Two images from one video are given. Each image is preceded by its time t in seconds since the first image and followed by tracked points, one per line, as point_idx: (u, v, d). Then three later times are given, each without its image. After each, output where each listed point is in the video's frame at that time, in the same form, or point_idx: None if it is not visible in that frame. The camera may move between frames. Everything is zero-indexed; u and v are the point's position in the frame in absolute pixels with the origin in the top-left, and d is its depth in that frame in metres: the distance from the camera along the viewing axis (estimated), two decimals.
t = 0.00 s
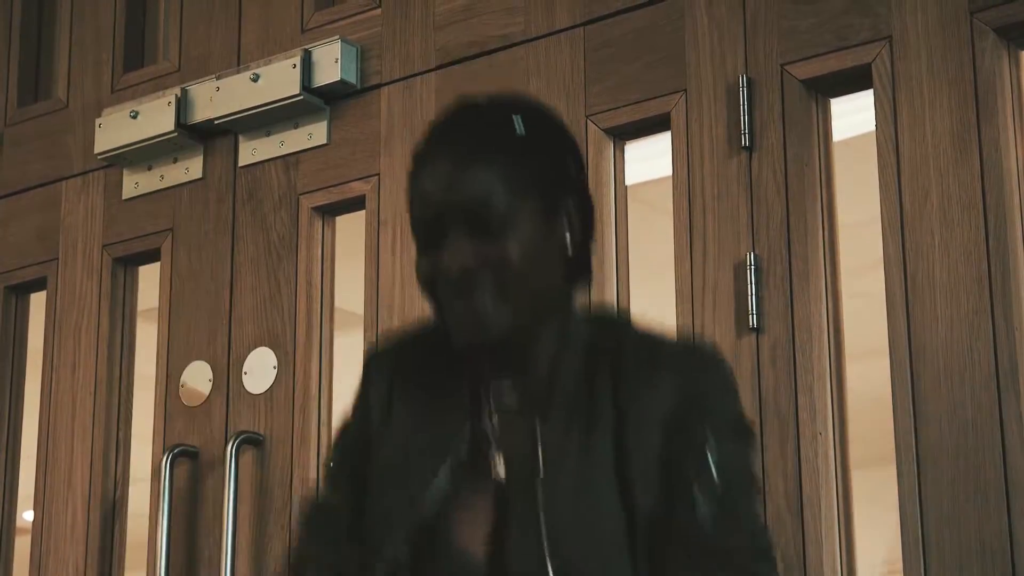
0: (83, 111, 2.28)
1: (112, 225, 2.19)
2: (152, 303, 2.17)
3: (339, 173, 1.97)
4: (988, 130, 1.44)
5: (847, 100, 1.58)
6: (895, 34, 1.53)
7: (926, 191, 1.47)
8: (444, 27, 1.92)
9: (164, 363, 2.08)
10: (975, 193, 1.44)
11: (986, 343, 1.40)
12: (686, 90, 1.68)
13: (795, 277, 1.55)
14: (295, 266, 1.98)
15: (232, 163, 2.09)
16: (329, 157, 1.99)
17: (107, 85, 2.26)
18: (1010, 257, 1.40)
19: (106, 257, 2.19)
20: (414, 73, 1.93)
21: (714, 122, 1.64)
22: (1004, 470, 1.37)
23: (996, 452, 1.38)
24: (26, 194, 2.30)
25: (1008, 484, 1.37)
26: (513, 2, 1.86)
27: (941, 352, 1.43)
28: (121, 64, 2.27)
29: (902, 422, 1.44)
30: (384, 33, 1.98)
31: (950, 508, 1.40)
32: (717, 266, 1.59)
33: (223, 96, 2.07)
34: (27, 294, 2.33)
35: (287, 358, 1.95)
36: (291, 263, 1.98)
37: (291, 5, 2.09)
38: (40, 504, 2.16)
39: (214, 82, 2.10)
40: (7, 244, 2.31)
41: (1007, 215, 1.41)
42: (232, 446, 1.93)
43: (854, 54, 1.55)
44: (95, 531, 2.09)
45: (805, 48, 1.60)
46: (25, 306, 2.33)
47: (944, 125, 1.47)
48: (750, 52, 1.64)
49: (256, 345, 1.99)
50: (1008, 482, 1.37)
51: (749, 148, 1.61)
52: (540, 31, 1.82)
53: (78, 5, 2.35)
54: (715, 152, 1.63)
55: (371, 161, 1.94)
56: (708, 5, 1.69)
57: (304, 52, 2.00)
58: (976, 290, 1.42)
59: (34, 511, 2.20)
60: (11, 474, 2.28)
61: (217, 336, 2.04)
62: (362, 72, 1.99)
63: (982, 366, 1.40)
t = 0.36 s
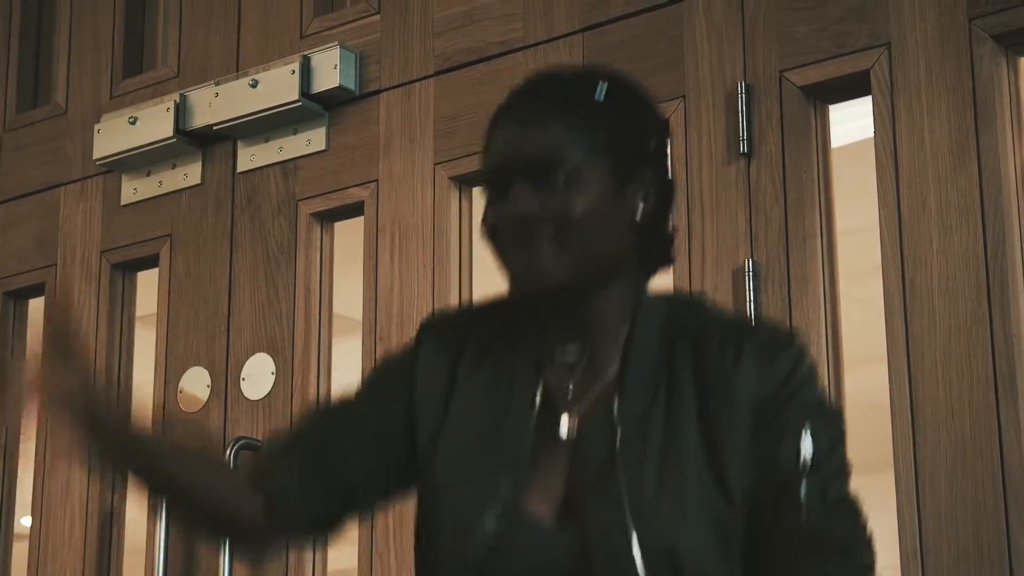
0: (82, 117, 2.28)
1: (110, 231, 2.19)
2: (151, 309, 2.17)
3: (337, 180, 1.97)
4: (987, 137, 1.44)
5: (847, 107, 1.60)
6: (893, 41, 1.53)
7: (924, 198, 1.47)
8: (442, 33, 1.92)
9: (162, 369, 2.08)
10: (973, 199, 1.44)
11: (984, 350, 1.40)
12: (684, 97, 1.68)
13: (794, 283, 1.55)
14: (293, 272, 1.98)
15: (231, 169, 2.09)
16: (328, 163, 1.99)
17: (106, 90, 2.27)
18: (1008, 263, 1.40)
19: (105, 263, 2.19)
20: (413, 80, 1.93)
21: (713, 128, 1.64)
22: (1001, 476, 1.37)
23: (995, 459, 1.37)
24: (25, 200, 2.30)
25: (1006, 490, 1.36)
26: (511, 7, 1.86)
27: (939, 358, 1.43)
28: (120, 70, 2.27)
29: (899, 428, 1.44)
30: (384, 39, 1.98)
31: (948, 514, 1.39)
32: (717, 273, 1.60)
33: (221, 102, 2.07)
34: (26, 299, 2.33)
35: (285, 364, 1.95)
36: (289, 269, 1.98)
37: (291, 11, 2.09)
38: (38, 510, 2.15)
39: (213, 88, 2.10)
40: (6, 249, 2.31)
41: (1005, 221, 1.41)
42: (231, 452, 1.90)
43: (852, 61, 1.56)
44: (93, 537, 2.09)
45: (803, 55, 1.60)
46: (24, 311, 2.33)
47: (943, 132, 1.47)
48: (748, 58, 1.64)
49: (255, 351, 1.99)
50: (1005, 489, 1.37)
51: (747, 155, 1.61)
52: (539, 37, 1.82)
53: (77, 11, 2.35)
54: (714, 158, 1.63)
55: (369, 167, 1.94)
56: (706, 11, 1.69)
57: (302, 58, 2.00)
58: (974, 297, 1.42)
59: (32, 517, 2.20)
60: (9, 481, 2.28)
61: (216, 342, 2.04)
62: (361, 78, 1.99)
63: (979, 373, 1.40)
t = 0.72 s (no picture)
0: (79, 121, 2.27)
1: (108, 237, 2.19)
2: (149, 314, 2.17)
3: (335, 185, 1.97)
4: (985, 143, 1.45)
5: (846, 113, 1.60)
6: (891, 46, 1.53)
7: (922, 204, 1.47)
8: (441, 39, 1.92)
9: (160, 375, 2.08)
10: (972, 204, 1.44)
11: (982, 355, 1.40)
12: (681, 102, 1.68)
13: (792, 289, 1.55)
14: (291, 278, 1.98)
15: (229, 175, 2.09)
16: (327, 168, 1.99)
17: (105, 96, 2.27)
18: (1006, 269, 1.41)
19: (103, 269, 2.19)
20: (411, 85, 1.93)
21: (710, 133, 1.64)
22: (1000, 482, 1.37)
23: (993, 465, 1.38)
24: (22, 205, 2.30)
25: (1004, 496, 1.37)
26: (510, 13, 1.86)
27: (936, 364, 1.43)
28: (118, 76, 2.27)
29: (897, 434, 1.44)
30: (382, 44, 1.98)
31: (947, 521, 1.39)
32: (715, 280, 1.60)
33: (219, 107, 2.07)
34: (24, 305, 2.33)
35: (283, 370, 1.95)
36: (287, 275, 1.98)
37: (289, 16, 2.09)
38: (36, 515, 2.15)
39: (210, 93, 2.10)
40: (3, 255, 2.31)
41: (1002, 227, 1.42)
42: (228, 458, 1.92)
43: (851, 66, 1.56)
44: (91, 543, 2.09)
45: (801, 61, 1.60)
46: (22, 317, 2.33)
47: (941, 137, 1.47)
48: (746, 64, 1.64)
49: (253, 357, 1.99)
50: (1005, 495, 1.37)
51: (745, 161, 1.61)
52: (537, 43, 1.83)
53: (75, 15, 2.35)
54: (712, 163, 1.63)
55: (367, 172, 1.94)
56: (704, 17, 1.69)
57: (300, 63, 2.00)
58: (972, 302, 1.42)
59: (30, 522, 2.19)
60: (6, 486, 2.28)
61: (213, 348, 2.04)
62: (359, 84, 1.99)
63: (977, 378, 1.40)
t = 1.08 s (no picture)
0: (79, 126, 2.28)
1: (107, 241, 2.19)
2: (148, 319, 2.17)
3: (335, 190, 1.97)
4: (985, 147, 1.45)
5: (845, 117, 1.60)
6: (890, 51, 1.53)
7: (921, 208, 1.47)
8: (440, 44, 1.92)
9: (159, 379, 2.08)
10: (971, 209, 1.44)
11: (981, 359, 1.40)
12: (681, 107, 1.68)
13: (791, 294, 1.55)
14: (290, 282, 1.98)
15: (228, 179, 2.09)
16: (326, 173, 1.99)
17: (104, 101, 2.27)
18: (1005, 272, 1.41)
19: (102, 273, 2.18)
20: (411, 90, 1.93)
21: (711, 137, 1.64)
22: (999, 487, 1.37)
23: (992, 467, 1.38)
24: (22, 209, 2.30)
25: (1003, 498, 1.37)
26: (509, 18, 1.86)
27: (936, 367, 1.43)
28: (117, 81, 2.27)
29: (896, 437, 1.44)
30: (381, 49, 1.98)
31: (947, 525, 1.39)
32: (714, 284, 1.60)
33: (219, 112, 2.07)
34: (24, 309, 2.33)
35: (283, 375, 1.95)
36: (287, 279, 1.98)
37: (288, 21, 2.09)
38: (33, 521, 2.15)
39: (210, 98, 2.10)
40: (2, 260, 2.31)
41: (1001, 231, 1.42)
42: (227, 462, 1.92)
43: (850, 71, 1.56)
44: (90, 547, 2.08)
45: (801, 66, 1.60)
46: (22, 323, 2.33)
47: (940, 142, 1.47)
48: (745, 69, 1.64)
49: (252, 361, 1.99)
50: (1004, 499, 1.37)
51: (745, 165, 1.61)
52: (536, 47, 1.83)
53: (75, 20, 2.35)
54: (713, 168, 1.63)
55: (366, 177, 1.94)
56: (704, 22, 1.69)
57: (300, 68, 2.00)
58: (971, 306, 1.42)
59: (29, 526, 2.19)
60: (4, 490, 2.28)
61: (212, 353, 2.04)
62: (359, 88, 1.99)
63: (976, 381, 1.40)
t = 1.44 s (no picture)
0: (79, 129, 2.28)
1: (107, 244, 2.19)
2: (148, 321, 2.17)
3: (335, 193, 1.97)
4: (985, 150, 1.44)
5: (844, 120, 1.57)
6: (890, 54, 1.53)
7: (922, 212, 1.47)
8: (440, 46, 1.92)
9: (160, 381, 2.08)
10: (971, 212, 1.44)
11: (981, 362, 1.40)
12: (681, 110, 1.68)
13: (790, 299, 1.54)
14: (290, 285, 1.98)
15: (228, 182, 2.09)
16: (326, 176, 1.99)
17: (103, 104, 2.27)
18: (1005, 276, 1.41)
19: (102, 276, 2.18)
20: (411, 92, 1.93)
21: (711, 140, 1.64)
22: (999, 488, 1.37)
23: (992, 471, 1.37)
24: (22, 213, 2.30)
25: (1004, 502, 1.36)
26: (509, 20, 1.86)
27: (936, 371, 1.43)
28: (117, 83, 2.27)
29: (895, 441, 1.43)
30: (381, 52, 1.98)
31: (946, 528, 1.39)
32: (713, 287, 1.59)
33: (219, 115, 2.07)
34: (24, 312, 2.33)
35: (283, 378, 1.95)
36: (287, 282, 1.98)
37: (287, 24, 2.09)
38: (35, 524, 2.16)
39: (210, 101, 2.10)
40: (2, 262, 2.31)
41: (1001, 236, 1.42)
42: (227, 465, 1.92)
43: (849, 74, 1.56)
44: (90, 550, 2.09)
45: (800, 69, 1.60)
46: (22, 325, 2.33)
47: (940, 145, 1.47)
48: (745, 73, 1.64)
49: (252, 364, 1.99)
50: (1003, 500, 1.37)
51: (745, 168, 1.61)
52: (536, 50, 1.83)
53: (75, 23, 2.35)
54: (713, 171, 1.63)
55: (366, 179, 1.94)
56: (704, 24, 1.69)
57: (300, 71, 2.01)
58: (971, 309, 1.42)
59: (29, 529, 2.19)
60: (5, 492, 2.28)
61: (212, 355, 2.04)
62: (359, 91, 1.99)
63: (976, 384, 1.40)
